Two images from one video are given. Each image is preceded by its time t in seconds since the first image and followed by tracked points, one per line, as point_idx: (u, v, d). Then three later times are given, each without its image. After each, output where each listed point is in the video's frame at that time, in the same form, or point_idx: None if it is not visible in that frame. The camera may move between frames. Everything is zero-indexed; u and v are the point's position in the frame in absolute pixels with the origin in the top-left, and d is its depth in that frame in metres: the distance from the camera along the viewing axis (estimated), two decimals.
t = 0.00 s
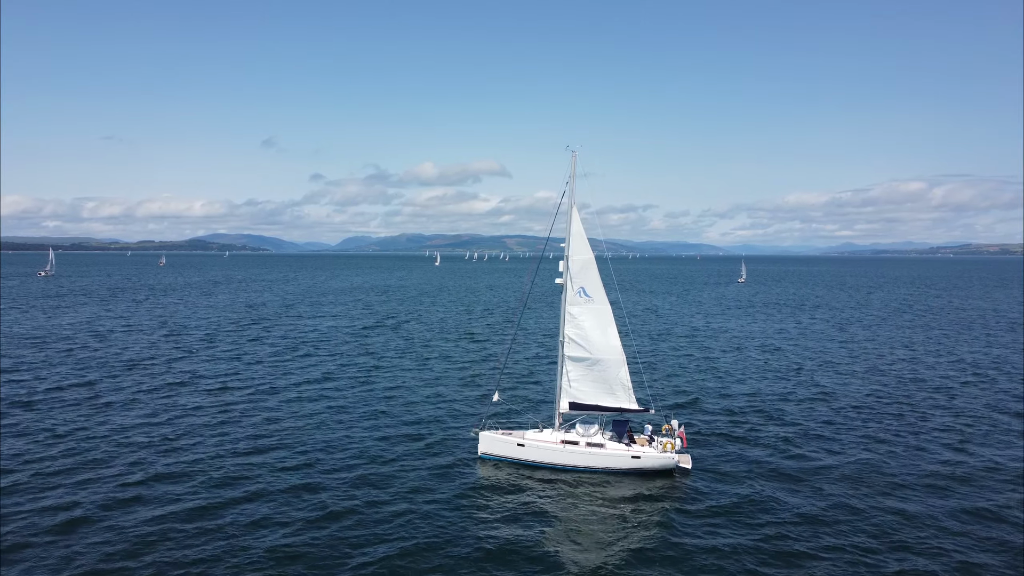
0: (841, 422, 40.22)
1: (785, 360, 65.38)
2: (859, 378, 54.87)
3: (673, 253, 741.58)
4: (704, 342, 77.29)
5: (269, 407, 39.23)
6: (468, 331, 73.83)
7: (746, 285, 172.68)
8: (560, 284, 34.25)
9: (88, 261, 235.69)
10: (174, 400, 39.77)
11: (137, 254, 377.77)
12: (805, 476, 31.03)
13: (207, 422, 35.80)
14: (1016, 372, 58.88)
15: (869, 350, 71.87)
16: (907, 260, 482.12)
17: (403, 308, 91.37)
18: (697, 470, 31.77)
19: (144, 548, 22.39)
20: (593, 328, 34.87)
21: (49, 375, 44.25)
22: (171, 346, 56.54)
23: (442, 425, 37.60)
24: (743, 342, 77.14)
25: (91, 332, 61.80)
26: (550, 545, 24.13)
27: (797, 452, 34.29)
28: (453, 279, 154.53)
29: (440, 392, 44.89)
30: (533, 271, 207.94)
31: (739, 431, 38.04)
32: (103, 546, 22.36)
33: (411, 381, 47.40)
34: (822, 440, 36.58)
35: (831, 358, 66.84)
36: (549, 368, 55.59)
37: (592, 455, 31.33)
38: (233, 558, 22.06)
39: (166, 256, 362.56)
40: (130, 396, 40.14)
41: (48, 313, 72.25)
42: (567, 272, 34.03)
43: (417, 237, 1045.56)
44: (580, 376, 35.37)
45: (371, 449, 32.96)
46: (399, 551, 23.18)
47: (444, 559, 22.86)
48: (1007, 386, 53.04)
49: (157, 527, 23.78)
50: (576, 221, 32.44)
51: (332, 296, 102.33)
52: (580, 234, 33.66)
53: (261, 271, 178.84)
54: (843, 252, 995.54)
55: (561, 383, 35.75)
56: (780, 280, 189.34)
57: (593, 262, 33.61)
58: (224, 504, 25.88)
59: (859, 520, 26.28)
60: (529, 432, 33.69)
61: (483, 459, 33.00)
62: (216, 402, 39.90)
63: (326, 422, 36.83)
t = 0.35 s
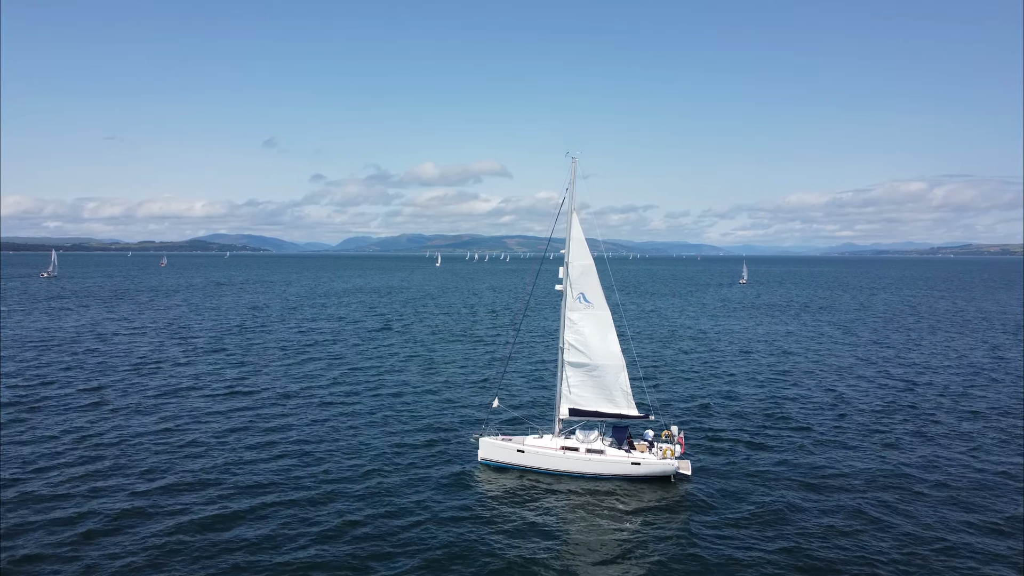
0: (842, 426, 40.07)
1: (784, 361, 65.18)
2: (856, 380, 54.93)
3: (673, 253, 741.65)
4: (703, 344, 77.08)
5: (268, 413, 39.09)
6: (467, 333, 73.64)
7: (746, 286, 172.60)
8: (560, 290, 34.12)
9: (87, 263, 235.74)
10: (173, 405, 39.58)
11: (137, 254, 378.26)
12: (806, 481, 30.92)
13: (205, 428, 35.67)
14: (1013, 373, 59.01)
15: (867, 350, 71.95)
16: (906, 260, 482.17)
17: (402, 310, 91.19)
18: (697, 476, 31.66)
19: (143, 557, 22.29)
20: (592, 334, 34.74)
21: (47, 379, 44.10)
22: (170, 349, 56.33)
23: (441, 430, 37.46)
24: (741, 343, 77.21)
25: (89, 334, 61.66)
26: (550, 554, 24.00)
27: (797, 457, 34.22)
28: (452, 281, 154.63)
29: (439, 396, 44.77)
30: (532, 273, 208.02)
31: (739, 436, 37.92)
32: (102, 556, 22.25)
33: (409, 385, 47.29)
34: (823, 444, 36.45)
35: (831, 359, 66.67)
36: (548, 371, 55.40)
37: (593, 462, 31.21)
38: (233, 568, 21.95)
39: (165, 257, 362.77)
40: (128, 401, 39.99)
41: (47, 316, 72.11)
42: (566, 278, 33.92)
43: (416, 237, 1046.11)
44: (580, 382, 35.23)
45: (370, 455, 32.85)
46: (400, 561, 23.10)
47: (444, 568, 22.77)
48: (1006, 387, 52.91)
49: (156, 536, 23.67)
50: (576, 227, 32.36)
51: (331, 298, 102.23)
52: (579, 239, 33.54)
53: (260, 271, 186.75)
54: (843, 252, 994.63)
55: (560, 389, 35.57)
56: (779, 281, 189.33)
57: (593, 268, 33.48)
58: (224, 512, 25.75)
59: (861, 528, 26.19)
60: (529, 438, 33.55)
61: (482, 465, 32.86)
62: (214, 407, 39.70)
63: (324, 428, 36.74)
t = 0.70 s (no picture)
0: (841, 428, 40.07)
1: (783, 361, 65.16)
2: (854, 380, 55.10)
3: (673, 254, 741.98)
4: (702, 344, 77.07)
5: (267, 414, 38.99)
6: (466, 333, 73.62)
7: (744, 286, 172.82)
8: (559, 292, 33.96)
9: (85, 263, 235.14)
10: (171, 407, 39.48)
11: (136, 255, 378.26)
12: (805, 483, 30.91)
13: (204, 430, 35.58)
14: (1010, 372, 59.32)
15: (864, 350, 72.20)
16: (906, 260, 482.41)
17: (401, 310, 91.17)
18: (697, 478, 31.65)
19: (143, 562, 22.23)
20: (592, 335, 34.57)
21: (45, 380, 43.97)
22: (168, 350, 56.19)
23: (440, 432, 37.39)
24: (740, 343, 77.36)
25: (88, 335, 61.52)
26: (551, 558, 23.94)
27: (796, 459, 34.28)
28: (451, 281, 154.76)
29: (439, 397, 44.70)
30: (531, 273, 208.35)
31: (738, 438, 37.93)
32: (102, 560, 22.19)
33: (408, 386, 47.22)
34: (822, 446, 36.44)
35: (830, 359, 66.68)
36: (547, 371, 55.31)
37: (592, 464, 31.16)
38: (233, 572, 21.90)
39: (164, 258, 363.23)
40: (126, 403, 39.82)
41: (45, 316, 71.94)
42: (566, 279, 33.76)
43: (416, 237, 1046.86)
44: (580, 383, 35.09)
45: (370, 457, 32.84)
46: (402, 564, 23.10)
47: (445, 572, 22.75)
48: (1005, 387, 52.95)
49: (155, 540, 23.61)
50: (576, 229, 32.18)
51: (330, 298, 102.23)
52: (580, 241, 33.31)
53: (260, 271, 190.76)
54: (843, 252, 994.94)
55: (560, 391, 35.45)
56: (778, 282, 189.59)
57: (593, 269, 33.30)
58: (226, 515, 25.73)
59: (861, 531, 26.24)
60: (528, 440, 33.48)
61: (482, 467, 32.78)
62: (212, 409, 39.60)
63: (324, 429, 36.73)
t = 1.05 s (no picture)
0: (839, 428, 40.15)
1: (782, 361, 65.18)
2: (853, 380, 55.24)
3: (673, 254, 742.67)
4: (701, 343, 77.16)
5: (267, 415, 39.11)
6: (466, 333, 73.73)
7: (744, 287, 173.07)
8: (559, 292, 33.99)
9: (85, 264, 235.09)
10: (172, 408, 39.61)
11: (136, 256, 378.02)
12: (803, 485, 31.03)
13: (204, 431, 35.68)
14: (1007, 372, 59.58)
15: (864, 351, 72.21)
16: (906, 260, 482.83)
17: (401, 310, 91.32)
18: (696, 479, 31.72)
19: (143, 562, 22.36)
20: (592, 336, 34.52)
21: (47, 381, 44.17)
22: (168, 351, 56.37)
23: (440, 433, 37.46)
24: (739, 343, 77.51)
25: (89, 336, 61.73)
26: (550, 560, 24.05)
27: (795, 460, 34.39)
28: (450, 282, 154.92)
29: (439, 398, 44.77)
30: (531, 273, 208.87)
31: (737, 439, 38.00)
32: (102, 561, 22.31)
33: (407, 387, 47.31)
34: (821, 447, 36.55)
35: (829, 359, 66.71)
36: (546, 372, 55.35)
37: (592, 465, 31.24)
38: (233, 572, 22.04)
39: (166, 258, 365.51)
40: (127, 403, 40.01)
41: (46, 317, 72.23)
42: (567, 279, 33.84)
43: (416, 237, 1049.47)
44: (580, 384, 35.07)
45: (370, 459, 32.93)
46: (401, 564, 23.24)
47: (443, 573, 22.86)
48: (1003, 387, 53.04)
49: (156, 540, 23.80)
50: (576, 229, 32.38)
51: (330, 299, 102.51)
52: (580, 241, 33.29)
53: (261, 271, 193.90)
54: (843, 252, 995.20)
55: (560, 392, 35.44)
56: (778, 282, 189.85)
57: (593, 270, 33.31)
58: (229, 517, 25.81)
59: (861, 533, 26.34)
60: (528, 440, 33.55)
61: (482, 468, 32.83)
62: (213, 409, 39.73)
63: (324, 430, 36.84)
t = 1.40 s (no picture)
0: (841, 429, 40.03)
1: (783, 361, 65.03)
2: (853, 380, 55.12)
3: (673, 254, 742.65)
4: (702, 344, 77.05)
5: (267, 416, 39.00)
6: (466, 333, 73.59)
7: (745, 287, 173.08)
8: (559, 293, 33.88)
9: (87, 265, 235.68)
10: (172, 409, 39.50)
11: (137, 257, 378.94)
12: (804, 487, 30.93)
13: (204, 433, 35.56)
14: (1008, 372, 59.43)
15: (865, 351, 72.09)
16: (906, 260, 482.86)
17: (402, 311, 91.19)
18: (697, 480, 31.60)
19: (141, 566, 22.25)
20: (593, 337, 34.34)
21: (47, 383, 44.11)
22: (168, 352, 56.24)
23: (440, 434, 37.32)
24: (739, 344, 77.38)
25: (89, 337, 61.67)
26: (549, 564, 23.89)
27: (795, 462, 34.20)
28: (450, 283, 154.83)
29: (439, 399, 44.62)
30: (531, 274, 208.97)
31: (738, 440, 37.89)
32: (101, 565, 22.21)
33: (407, 388, 47.17)
34: (822, 449, 36.43)
35: (830, 359, 66.55)
36: (547, 373, 55.18)
37: (592, 466, 31.07)
38: None
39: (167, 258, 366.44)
40: (127, 405, 39.93)
41: (47, 318, 72.16)
42: (568, 280, 33.70)
43: (416, 237, 1050.24)
44: (580, 385, 34.91)
45: (369, 461, 32.73)
46: (400, 568, 23.12)
47: None
48: (1004, 387, 52.90)
49: (154, 543, 23.69)
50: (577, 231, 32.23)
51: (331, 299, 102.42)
52: (581, 242, 33.13)
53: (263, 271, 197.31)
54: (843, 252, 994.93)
55: (561, 393, 35.28)
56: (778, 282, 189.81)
57: (593, 271, 33.14)
58: (225, 520, 25.66)
59: (861, 537, 26.14)
60: (529, 442, 33.39)
61: (482, 469, 32.70)
62: (213, 411, 39.63)
63: (323, 431, 36.69)
